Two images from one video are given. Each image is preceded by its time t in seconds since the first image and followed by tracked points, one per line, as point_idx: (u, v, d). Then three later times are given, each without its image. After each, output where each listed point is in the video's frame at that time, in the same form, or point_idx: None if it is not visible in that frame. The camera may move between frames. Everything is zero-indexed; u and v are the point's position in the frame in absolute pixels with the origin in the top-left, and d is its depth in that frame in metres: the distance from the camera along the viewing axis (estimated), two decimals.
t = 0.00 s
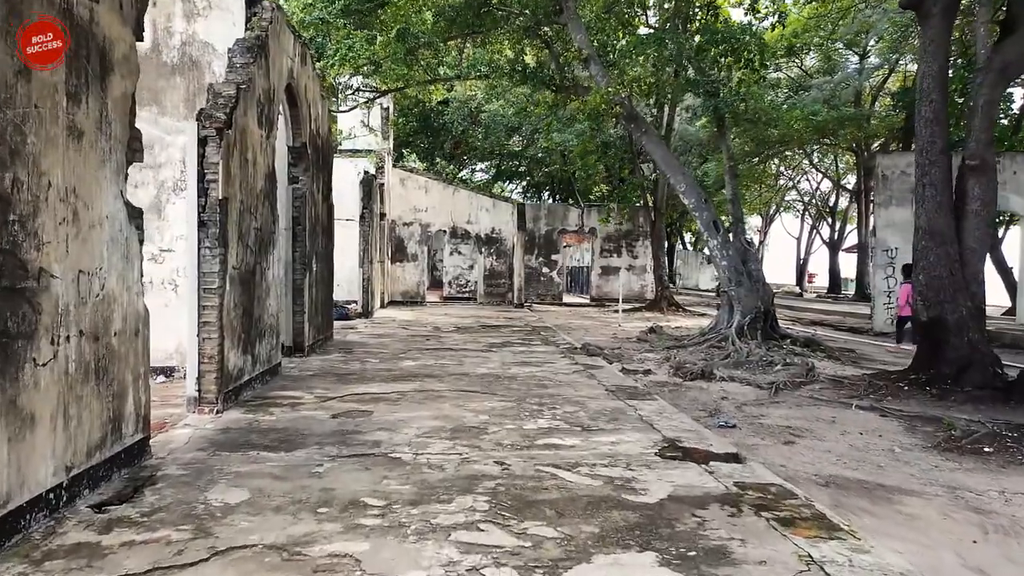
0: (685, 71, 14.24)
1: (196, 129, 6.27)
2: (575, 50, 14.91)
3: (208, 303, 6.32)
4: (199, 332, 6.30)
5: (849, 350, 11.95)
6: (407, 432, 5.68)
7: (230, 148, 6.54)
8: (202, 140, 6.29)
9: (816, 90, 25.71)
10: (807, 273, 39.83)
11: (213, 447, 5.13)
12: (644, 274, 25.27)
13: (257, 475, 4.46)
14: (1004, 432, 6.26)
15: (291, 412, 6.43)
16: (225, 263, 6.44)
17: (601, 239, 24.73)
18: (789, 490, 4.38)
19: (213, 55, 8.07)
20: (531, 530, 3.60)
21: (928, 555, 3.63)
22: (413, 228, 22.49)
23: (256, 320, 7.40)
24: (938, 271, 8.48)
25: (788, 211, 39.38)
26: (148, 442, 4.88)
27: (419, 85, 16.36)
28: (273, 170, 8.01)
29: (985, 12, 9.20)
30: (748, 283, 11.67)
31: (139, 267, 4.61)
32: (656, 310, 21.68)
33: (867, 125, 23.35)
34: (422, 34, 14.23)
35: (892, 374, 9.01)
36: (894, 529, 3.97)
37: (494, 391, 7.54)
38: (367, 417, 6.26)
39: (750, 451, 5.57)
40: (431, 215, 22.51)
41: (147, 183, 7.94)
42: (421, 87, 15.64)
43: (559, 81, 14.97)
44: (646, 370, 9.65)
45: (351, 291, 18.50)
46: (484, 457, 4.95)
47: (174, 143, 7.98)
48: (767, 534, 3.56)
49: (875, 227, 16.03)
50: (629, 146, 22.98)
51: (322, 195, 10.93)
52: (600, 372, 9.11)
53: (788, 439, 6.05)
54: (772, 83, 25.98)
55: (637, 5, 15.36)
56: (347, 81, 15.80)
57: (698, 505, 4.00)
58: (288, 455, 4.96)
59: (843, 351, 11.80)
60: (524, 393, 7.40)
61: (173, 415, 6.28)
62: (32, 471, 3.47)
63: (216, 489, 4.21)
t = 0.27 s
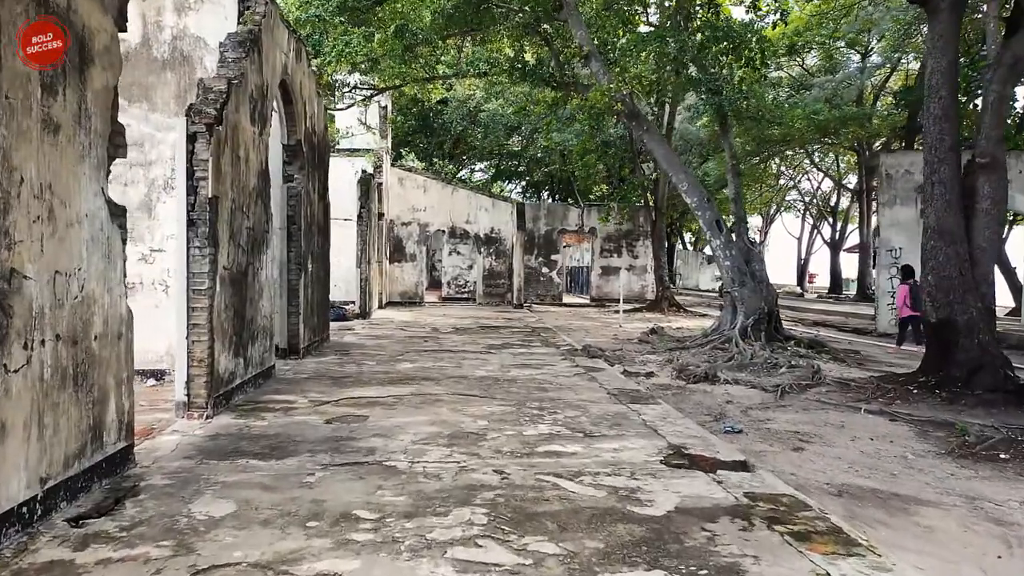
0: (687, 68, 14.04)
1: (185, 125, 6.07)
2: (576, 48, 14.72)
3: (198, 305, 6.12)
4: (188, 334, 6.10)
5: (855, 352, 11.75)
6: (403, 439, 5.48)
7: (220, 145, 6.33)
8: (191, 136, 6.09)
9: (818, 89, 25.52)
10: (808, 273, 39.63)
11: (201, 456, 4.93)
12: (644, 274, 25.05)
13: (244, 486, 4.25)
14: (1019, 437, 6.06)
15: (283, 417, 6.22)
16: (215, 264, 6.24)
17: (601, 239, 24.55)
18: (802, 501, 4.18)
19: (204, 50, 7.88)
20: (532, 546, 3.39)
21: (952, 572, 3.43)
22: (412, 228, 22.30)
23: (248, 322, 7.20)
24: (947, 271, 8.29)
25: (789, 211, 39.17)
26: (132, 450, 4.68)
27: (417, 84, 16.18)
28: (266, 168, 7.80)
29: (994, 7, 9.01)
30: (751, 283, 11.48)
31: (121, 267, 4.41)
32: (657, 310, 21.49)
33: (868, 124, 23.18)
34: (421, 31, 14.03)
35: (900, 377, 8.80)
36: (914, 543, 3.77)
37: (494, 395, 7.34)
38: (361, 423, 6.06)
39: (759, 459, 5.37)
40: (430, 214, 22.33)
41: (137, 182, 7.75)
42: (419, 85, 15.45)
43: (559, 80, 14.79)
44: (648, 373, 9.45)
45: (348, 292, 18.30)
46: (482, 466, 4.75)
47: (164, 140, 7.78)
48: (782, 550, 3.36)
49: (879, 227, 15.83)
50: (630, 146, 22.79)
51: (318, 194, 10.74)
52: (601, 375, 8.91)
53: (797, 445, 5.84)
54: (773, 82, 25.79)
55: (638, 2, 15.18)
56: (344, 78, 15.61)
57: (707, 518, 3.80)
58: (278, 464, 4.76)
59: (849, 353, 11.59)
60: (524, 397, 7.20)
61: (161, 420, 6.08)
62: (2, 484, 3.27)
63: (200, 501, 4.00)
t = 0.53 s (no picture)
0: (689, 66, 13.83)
1: (175, 121, 5.87)
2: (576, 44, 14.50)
3: (188, 307, 5.91)
4: (177, 336, 5.90)
5: (861, 353, 11.54)
6: (399, 446, 5.27)
7: (211, 141, 6.14)
8: (181, 132, 5.89)
9: (820, 88, 25.33)
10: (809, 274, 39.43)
11: (188, 464, 4.71)
12: (645, 274, 24.82)
13: (232, 497, 4.04)
14: None
15: (276, 422, 6.02)
16: (205, 264, 6.03)
17: (601, 239, 24.35)
18: (818, 513, 3.98)
19: (196, 44, 7.68)
20: (535, 564, 3.19)
21: None
22: (411, 227, 22.10)
23: (241, 324, 6.99)
24: (958, 271, 8.09)
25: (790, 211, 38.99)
26: (116, 459, 4.47)
27: (415, 81, 15.99)
28: (259, 165, 7.60)
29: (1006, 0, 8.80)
30: (756, 283, 11.28)
31: (103, 267, 4.21)
32: (658, 311, 21.30)
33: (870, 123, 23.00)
34: (420, 27, 13.82)
35: (909, 380, 8.60)
36: (938, 558, 3.57)
37: (494, 398, 7.13)
38: (357, 428, 5.85)
39: (769, 466, 5.16)
40: (429, 214, 22.14)
41: (127, 179, 7.55)
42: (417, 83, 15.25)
43: (559, 78, 14.60)
44: (651, 375, 9.25)
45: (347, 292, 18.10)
46: (482, 475, 4.54)
47: (155, 137, 7.57)
48: (801, 568, 3.16)
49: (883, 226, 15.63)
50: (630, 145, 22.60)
51: (314, 193, 10.54)
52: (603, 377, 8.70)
53: (808, 451, 5.64)
54: (775, 81, 25.59)
55: None
56: (341, 75, 15.40)
57: (720, 532, 3.60)
58: (269, 473, 4.55)
59: (855, 354, 11.38)
60: (525, 401, 7.00)
61: (149, 425, 5.87)
62: None
63: (184, 514, 3.80)
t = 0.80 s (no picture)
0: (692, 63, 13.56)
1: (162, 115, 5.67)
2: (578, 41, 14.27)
3: (176, 307, 5.70)
4: (166, 338, 5.67)
5: (867, 355, 11.34)
6: (395, 452, 5.06)
7: (201, 136, 5.93)
8: (169, 127, 5.68)
9: (822, 86, 25.14)
10: (810, 274, 39.19)
11: (174, 472, 4.50)
12: (646, 274, 24.60)
13: (218, 509, 3.83)
14: None
15: (269, 427, 5.80)
16: (195, 263, 5.83)
17: (601, 239, 24.14)
18: (837, 525, 3.78)
19: (187, 37, 7.53)
20: None
21: None
22: (410, 227, 21.89)
23: (233, 325, 6.79)
24: (970, 271, 7.88)
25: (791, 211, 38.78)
26: (97, 467, 4.27)
27: (414, 79, 15.79)
28: (252, 162, 7.39)
29: None
30: (760, 283, 11.06)
31: (82, 265, 4.00)
32: (659, 311, 21.10)
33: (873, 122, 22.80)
34: (419, 23, 13.60)
35: (919, 382, 8.40)
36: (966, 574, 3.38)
37: (494, 402, 6.92)
38: (351, 434, 5.63)
39: (781, 474, 4.95)
40: (428, 213, 21.94)
41: (117, 176, 7.35)
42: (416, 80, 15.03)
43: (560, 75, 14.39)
44: (654, 377, 9.04)
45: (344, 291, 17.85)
46: (482, 484, 4.33)
47: (145, 133, 7.41)
48: None
49: (888, 225, 15.40)
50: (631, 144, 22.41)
51: (311, 191, 10.33)
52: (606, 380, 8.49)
53: (820, 457, 5.43)
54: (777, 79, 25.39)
55: None
56: (339, 72, 15.19)
57: (734, 546, 3.39)
58: (258, 482, 4.34)
59: (861, 356, 11.18)
60: (526, 405, 6.79)
61: (137, 431, 5.66)
62: None
63: (166, 527, 3.59)
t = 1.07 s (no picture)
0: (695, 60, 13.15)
1: (150, 108, 5.46)
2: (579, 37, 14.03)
3: (164, 308, 5.48)
4: (154, 340, 5.46)
5: (874, 356, 11.13)
6: (392, 459, 4.86)
7: (191, 130, 5.73)
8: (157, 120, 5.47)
9: (825, 85, 24.94)
10: (811, 274, 38.99)
11: (160, 481, 4.29)
12: (646, 274, 24.41)
13: (204, 521, 3.63)
14: None
15: (261, 432, 5.59)
16: (184, 261, 5.62)
17: (602, 239, 23.93)
18: (859, 538, 3.57)
19: (179, 30, 7.34)
20: None
21: None
22: (408, 226, 21.67)
23: (225, 326, 6.58)
24: (983, 270, 7.67)
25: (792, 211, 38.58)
26: (79, 475, 4.07)
27: (412, 75, 15.58)
28: (246, 158, 7.18)
29: None
30: (765, 283, 10.85)
31: (62, 263, 3.80)
32: (661, 311, 20.91)
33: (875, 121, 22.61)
34: (417, 19, 13.37)
35: (930, 384, 8.19)
36: None
37: (495, 405, 6.71)
38: (347, 440, 5.42)
39: (795, 482, 4.75)
40: (427, 213, 21.73)
41: (106, 173, 7.15)
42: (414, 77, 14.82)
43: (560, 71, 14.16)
44: (658, 379, 8.83)
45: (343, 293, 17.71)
46: (483, 493, 4.13)
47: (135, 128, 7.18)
48: None
49: (892, 224, 15.17)
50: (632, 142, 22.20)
51: (307, 190, 10.12)
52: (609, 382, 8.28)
53: (834, 464, 5.23)
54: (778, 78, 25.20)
55: None
56: (337, 69, 14.98)
57: (752, 563, 3.19)
58: (248, 491, 4.13)
59: (868, 357, 10.96)
60: (528, 409, 6.58)
61: (124, 436, 5.45)
62: None
63: (148, 541, 3.38)
